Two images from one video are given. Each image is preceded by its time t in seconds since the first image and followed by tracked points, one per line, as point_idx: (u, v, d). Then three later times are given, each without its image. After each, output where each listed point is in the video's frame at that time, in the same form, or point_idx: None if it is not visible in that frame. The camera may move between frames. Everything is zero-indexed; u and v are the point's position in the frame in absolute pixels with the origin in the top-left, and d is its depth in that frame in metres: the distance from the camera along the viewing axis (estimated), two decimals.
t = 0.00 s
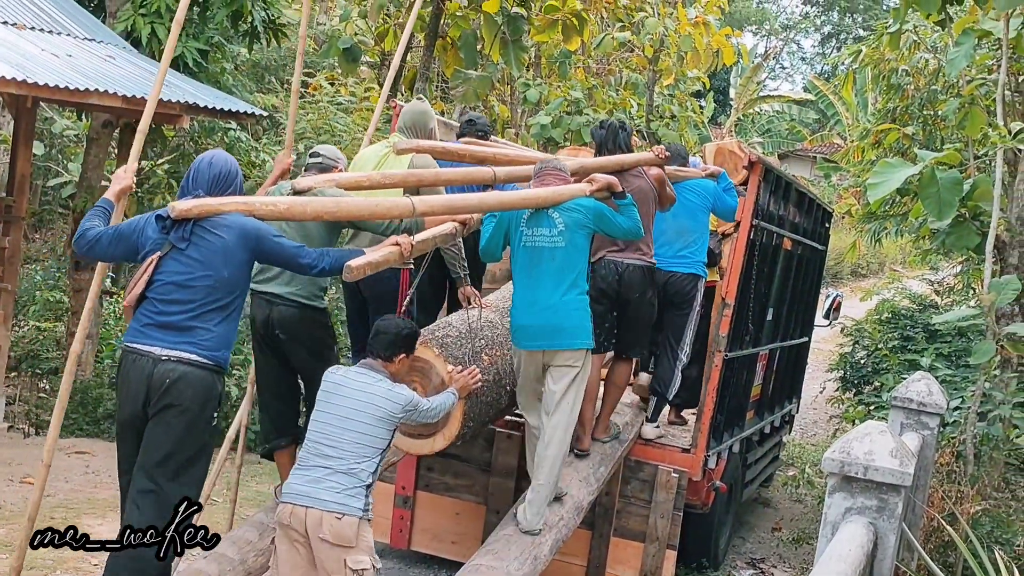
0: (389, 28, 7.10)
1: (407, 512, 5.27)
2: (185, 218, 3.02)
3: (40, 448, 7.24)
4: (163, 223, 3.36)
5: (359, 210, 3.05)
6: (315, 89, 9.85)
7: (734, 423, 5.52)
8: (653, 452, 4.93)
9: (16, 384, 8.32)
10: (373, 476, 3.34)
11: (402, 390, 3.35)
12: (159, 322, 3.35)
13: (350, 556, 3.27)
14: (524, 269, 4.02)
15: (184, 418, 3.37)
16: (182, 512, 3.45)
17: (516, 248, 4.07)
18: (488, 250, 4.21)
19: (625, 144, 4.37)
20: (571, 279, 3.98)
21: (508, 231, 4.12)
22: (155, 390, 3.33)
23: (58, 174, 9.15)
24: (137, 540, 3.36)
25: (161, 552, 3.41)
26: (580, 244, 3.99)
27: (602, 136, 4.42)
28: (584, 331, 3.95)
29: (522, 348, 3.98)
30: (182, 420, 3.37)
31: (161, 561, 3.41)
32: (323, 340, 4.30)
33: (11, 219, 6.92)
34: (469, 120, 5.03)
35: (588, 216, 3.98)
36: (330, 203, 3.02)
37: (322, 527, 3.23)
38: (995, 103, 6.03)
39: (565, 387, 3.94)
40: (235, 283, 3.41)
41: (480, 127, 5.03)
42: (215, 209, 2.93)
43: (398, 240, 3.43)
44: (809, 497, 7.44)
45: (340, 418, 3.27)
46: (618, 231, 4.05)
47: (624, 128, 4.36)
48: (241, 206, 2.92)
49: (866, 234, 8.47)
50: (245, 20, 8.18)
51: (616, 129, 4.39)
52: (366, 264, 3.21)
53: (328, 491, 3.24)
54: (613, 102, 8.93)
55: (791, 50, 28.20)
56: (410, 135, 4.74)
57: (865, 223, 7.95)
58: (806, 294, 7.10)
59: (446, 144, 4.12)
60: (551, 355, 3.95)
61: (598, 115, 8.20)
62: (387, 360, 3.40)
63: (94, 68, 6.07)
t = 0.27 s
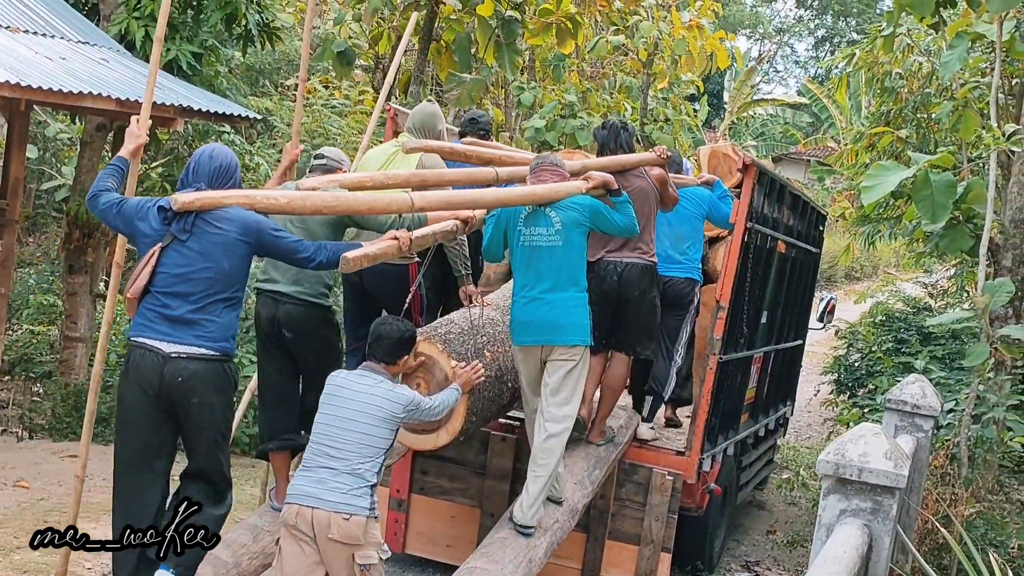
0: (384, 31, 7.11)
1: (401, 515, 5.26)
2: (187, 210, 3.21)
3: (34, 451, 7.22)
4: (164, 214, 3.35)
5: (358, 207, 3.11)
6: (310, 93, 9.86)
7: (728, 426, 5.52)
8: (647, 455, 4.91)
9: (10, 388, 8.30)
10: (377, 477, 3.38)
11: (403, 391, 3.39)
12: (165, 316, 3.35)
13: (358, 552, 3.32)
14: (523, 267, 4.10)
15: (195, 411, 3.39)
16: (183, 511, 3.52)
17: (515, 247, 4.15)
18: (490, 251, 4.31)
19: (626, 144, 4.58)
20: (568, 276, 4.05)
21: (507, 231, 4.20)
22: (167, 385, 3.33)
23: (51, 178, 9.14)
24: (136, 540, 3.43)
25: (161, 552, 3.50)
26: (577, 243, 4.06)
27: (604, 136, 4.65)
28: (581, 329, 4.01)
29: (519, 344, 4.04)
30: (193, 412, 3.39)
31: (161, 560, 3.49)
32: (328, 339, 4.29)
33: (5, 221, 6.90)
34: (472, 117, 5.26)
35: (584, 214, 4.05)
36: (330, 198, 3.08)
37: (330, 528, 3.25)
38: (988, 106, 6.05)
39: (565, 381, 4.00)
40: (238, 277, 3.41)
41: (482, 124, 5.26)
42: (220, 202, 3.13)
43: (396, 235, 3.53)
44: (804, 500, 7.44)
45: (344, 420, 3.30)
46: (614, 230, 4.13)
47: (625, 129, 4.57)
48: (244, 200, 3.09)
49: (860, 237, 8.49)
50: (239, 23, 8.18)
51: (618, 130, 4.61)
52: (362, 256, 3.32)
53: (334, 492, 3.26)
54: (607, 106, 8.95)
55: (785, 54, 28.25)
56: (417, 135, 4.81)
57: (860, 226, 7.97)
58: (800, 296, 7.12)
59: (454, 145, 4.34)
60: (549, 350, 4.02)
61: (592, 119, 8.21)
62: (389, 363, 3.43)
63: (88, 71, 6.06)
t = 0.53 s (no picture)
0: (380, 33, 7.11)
1: (398, 516, 5.26)
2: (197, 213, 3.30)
3: (30, 453, 7.21)
4: (176, 215, 3.39)
5: (366, 207, 3.21)
6: (306, 95, 9.86)
7: (724, 427, 5.53)
8: (644, 456, 4.93)
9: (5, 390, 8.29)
10: (389, 479, 3.48)
11: (414, 395, 3.45)
12: (182, 314, 3.36)
13: (369, 553, 3.43)
14: (527, 263, 4.18)
15: (217, 406, 3.42)
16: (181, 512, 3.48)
17: (520, 245, 4.23)
18: (495, 251, 4.41)
19: (632, 146, 4.65)
20: (572, 273, 4.12)
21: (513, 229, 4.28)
22: (189, 382, 3.33)
23: (47, 180, 9.12)
24: (136, 540, 3.30)
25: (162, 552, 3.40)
26: (581, 239, 4.14)
27: (610, 138, 4.72)
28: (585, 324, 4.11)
29: (521, 339, 4.12)
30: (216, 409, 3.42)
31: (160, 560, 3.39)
32: (334, 335, 4.28)
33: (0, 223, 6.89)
34: (474, 116, 5.43)
35: (588, 211, 4.14)
36: (340, 199, 3.18)
37: (343, 530, 3.36)
38: (984, 108, 6.06)
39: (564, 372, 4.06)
40: (250, 276, 3.46)
41: (484, 121, 5.42)
42: (230, 204, 3.21)
43: (404, 235, 3.59)
44: (800, 501, 7.44)
45: (358, 425, 3.38)
46: (618, 227, 4.22)
47: (631, 130, 4.63)
48: (253, 201, 3.16)
49: (855, 239, 8.51)
50: (235, 25, 8.18)
51: (624, 131, 4.67)
52: (372, 256, 3.37)
53: (348, 495, 3.37)
54: (603, 107, 8.95)
55: (780, 55, 28.29)
56: (424, 135, 4.86)
57: (856, 227, 7.97)
58: (796, 297, 7.12)
59: (457, 143, 4.40)
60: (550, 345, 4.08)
61: (588, 120, 8.21)
62: (399, 365, 3.50)
63: (83, 72, 6.05)
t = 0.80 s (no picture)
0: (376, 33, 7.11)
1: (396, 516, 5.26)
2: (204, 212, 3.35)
3: (26, 454, 7.20)
4: (186, 215, 3.44)
5: (372, 203, 3.26)
6: (303, 95, 9.85)
7: (721, 427, 5.52)
8: (640, 455, 4.93)
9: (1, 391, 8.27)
10: (405, 473, 3.58)
11: (430, 390, 3.57)
12: (196, 311, 3.44)
13: (384, 547, 3.51)
14: (533, 255, 4.31)
15: (231, 400, 3.50)
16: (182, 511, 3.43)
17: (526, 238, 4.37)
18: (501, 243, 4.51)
19: (633, 144, 4.73)
20: (577, 265, 4.26)
21: (518, 223, 4.42)
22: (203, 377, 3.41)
23: (43, 180, 9.11)
24: (136, 540, 3.33)
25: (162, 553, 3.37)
26: (586, 231, 4.28)
27: (612, 136, 4.78)
28: (586, 314, 4.21)
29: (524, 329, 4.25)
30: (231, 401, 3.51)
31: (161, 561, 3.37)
32: (338, 336, 4.30)
33: None
34: (481, 121, 5.39)
35: (592, 205, 4.27)
36: (346, 195, 3.22)
37: (361, 522, 3.46)
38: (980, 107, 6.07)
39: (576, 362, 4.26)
40: (260, 271, 3.54)
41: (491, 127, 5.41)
42: (239, 203, 3.24)
43: (411, 230, 3.59)
44: (797, 501, 7.44)
45: (375, 418, 3.49)
46: (624, 220, 4.33)
47: (632, 129, 4.71)
48: (261, 200, 3.20)
49: (852, 239, 8.51)
50: (231, 26, 8.17)
51: (626, 130, 4.74)
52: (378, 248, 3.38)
53: (367, 488, 3.47)
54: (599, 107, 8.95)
55: (776, 55, 28.30)
56: (424, 133, 4.92)
57: (853, 227, 7.96)
58: (793, 297, 7.13)
59: (458, 143, 4.46)
60: (554, 335, 4.22)
61: (585, 120, 8.21)
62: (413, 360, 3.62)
63: (79, 73, 6.04)
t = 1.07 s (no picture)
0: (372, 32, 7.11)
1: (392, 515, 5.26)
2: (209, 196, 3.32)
3: (22, 454, 7.19)
4: (191, 200, 3.41)
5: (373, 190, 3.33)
6: (298, 94, 9.86)
7: (716, 426, 5.52)
8: (636, 454, 4.92)
9: None
10: (411, 467, 3.69)
11: (433, 384, 3.66)
12: (200, 297, 3.40)
13: (386, 542, 3.62)
14: (531, 248, 4.32)
15: (237, 386, 3.44)
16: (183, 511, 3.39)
17: (523, 232, 4.35)
18: (497, 235, 4.50)
19: (629, 140, 4.77)
20: (575, 259, 4.28)
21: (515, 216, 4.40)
22: (206, 362, 3.37)
23: (38, 180, 9.10)
24: (137, 539, 3.25)
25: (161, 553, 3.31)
26: (584, 225, 4.29)
27: (608, 133, 4.81)
28: (584, 307, 4.23)
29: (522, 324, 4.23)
30: (227, 388, 3.43)
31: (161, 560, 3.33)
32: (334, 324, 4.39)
33: None
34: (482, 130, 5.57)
35: (591, 199, 4.28)
36: (346, 183, 3.31)
37: (365, 516, 3.58)
38: (974, 106, 6.08)
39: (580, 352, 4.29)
40: (264, 257, 3.50)
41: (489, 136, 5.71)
42: (242, 186, 3.25)
43: (409, 219, 3.61)
44: (793, 499, 7.45)
45: (379, 415, 3.60)
46: (620, 214, 4.37)
47: (628, 125, 4.76)
48: (264, 184, 3.24)
49: (847, 237, 8.52)
50: (226, 25, 8.17)
51: (620, 127, 4.79)
52: (379, 237, 3.42)
53: (371, 483, 3.59)
54: (594, 106, 8.97)
55: (772, 54, 28.33)
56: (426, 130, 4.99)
57: (848, 226, 7.98)
58: (788, 295, 7.13)
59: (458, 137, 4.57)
60: (556, 329, 4.21)
61: (580, 119, 8.23)
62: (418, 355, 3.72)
63: (74, 71, 6.04)
